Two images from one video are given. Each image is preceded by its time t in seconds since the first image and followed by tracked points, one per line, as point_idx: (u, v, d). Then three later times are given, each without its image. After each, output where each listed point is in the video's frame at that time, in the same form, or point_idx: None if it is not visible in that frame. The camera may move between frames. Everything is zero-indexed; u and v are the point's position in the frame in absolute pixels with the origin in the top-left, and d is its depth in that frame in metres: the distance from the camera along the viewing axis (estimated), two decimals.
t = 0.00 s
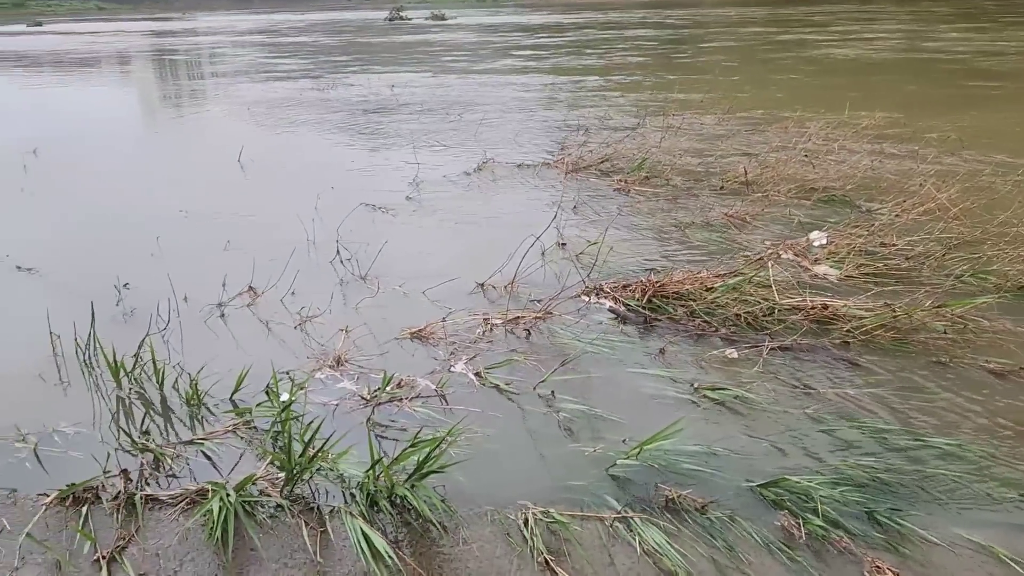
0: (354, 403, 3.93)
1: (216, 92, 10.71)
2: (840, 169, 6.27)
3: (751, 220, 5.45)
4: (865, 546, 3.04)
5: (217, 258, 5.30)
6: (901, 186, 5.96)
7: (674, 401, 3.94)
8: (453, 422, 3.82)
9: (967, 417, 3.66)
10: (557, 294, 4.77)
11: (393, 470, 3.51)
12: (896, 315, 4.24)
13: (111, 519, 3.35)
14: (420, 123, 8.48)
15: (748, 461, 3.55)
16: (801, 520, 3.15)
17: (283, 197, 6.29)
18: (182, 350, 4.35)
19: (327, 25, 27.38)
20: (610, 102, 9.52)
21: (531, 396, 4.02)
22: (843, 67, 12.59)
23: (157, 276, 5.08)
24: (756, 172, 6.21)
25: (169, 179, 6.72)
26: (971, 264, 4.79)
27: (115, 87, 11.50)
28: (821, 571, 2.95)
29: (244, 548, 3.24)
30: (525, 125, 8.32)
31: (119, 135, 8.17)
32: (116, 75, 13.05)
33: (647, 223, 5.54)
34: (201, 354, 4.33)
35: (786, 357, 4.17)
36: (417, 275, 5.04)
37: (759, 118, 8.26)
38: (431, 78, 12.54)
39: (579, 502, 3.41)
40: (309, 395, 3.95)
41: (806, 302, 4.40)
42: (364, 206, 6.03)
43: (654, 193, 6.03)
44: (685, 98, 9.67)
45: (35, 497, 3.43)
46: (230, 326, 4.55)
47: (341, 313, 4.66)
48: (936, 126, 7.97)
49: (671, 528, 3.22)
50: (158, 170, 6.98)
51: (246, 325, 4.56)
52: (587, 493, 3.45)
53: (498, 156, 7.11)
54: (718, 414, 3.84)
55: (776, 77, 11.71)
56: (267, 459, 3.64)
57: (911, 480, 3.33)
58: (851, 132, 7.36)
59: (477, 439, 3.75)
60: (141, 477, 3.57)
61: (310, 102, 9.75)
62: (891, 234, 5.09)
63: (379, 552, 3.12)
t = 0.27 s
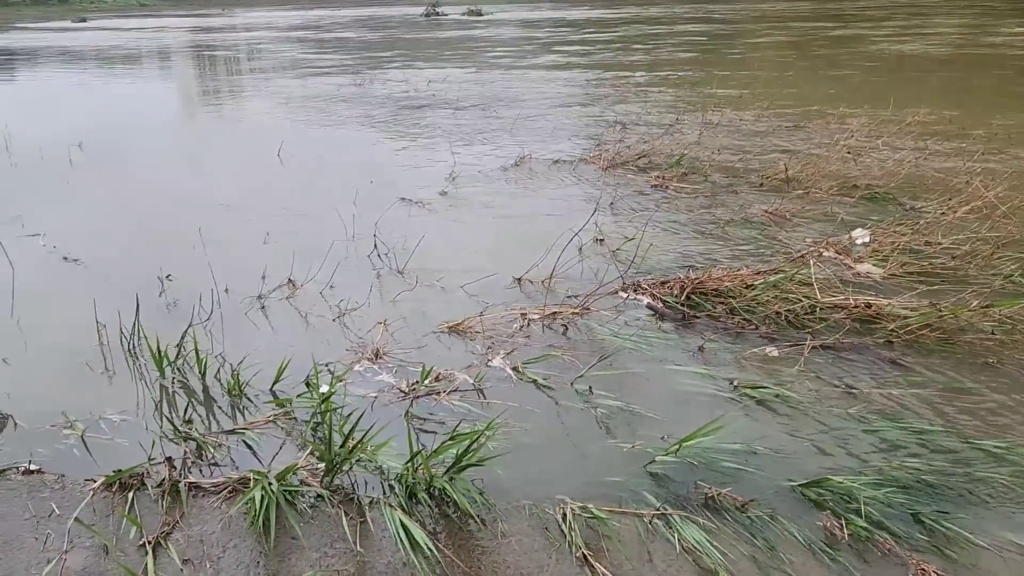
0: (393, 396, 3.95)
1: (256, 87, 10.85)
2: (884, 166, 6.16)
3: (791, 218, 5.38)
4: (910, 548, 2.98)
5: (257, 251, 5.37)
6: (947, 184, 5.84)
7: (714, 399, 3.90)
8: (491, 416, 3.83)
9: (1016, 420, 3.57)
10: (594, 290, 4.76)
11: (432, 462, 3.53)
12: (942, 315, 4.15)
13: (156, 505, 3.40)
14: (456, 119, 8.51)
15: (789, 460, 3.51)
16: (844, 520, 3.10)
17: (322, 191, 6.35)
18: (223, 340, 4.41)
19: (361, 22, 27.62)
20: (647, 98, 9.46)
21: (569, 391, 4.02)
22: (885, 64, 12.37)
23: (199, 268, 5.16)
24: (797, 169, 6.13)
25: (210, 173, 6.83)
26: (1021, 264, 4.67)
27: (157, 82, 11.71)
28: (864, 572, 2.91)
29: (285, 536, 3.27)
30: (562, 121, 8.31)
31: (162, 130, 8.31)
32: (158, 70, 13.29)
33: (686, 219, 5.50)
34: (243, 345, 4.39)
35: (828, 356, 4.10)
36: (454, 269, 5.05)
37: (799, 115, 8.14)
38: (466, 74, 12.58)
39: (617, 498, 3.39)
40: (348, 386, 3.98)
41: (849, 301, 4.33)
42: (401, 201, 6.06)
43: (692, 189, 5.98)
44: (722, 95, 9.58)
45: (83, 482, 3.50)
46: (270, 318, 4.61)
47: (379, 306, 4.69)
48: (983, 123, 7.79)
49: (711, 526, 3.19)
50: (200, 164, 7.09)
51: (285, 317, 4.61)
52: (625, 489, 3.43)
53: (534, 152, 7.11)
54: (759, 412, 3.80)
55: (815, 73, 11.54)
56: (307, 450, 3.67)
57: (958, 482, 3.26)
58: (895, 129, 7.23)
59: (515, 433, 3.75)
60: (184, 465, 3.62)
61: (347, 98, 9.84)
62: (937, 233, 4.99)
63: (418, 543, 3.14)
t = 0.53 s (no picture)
0: (434, 390, 3.97)
1: (296, 83, 10.99)
2: (931, 164, 6.04)
3: (835, 216, 5.30)
4: (960, 553, 2.92)
5: (299, 245, 5.43)
6: (997, 183, 5.70)
7: (757, 398, 3.85)
8: (532, 411, 3.83)
9: None
10: (634, 286, 4.74)
11: (473, 456, 3.53)
12: (993, 316, 4.06)
13: (203, 493, 3.45)
14: (495, 115, 8.52)
15: (834, 462, 3.45)
16: (892, 523, 3.04)
17: (362, 186, 6.41)
18: (266, 332, 4.47)
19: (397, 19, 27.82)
20: (686, 94, 9.39)
21: (610, 388, 4.00)
22: (931, 61, 12.12)
23: (242, 261, 5.23)
24: (841, 167, 6.03)
25: (253, 168, 6.93)
26: None
27: (200, 78, 11.91)
28: None
29: (328, 526, 3.29)
30: (600, 117, 8.28)
31: (206, 125, 8.46)
32: (201, 66, 13.52)
33: (727, 216, 5.45)
34: (285, 337, 4.44)
35: (874, 356, 4.03)
36: (494, 265, 5.06)
37: (843, 112, 8.02)
38: (503, 71, 12.60)
39: (660, 495, 3.36)
40: (390, 379, 4.01)
41: (896, 301, 4.25)
42: (440, 197, 6.09)
43: (733, 186, 5.92)
44: (763, 92, 9.45)
45: (132, 469, 3.56)
46: (311, 311, 4.66)
47: (419, 301, 4.72)
48: None
49: (754, 525, 3.15)
50: (243, 158, 7.20)
51: (327, 310, 4.66)
52: (667, 487, 3.40)
53: (573, 148, 7.09)
54: (803, 413, 3.74)
55: (859, 70, 11.34)
56: (350, 442, 3.70)
57: (1010, 487, 3.19)
58: (942, 127, 7.08)
59: (556, 429, 3.74)
60: (229, 454, 3.67)
61: (386, 94, 9.91)
62: (987, 232, 4.87)
63: (460, 536, 3.14)
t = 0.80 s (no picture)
0: (476, 386, 3.98)
1: (336, 81, 11.10)
2: (982, 165, 5.91)
3: (882, 217, 5.21)
4: (1015, 563, 2.86)
5: (340, 241, 5.48)
6: None
7: (803, 401, 3.79)
8: (574, 409, 3.81)
9: None
10: (677, 286, 4.71)
11: (516, 454, 3.53)
12: None
13: (250, 484, 3.48)
14: (534, 113, 8.52)
15: (884, 467, 3.39)
16: (943, 532, 2.98)
17: (402, 183, 6.45)
18: (310, 327, 4.52)
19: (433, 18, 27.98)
20: (726, 94, 9.31)
21: (652, 387, 3.97)
22: (980, 61, 11.84)
23: (285, 256, 5.30)
24: (888, 168, 5.93)
25: (294, 165, 7.01)
26: None
27: (242, 75, 12.09)
28: None
29: (373, 520, 3.30)
30: (640, 116, 8.24)
31: (248, 122, 8.57)
32: (243, 64, 13.73)
33: (770, 217, 5.39)
34: (328, 332, 4.49)
35: (924, 361, 3.96)
36: (535, 263, 5.07)
37: (889, 112, 7.88)
38: (540, 69, 12.60)
39: (704, 498, 3.32)
40: (433, 376, 4.03)
41: (947, 305, 4.17)
42: (480, 195, 6.10)
43: (777, 186, 5.86)
44: (806, 91, 9.32)
45: (180, 459, 3.61)
46: (354, 307, 4.70)
47: (460, 298, 4.73)
48: None
49: (801, 530, 3.11)
50: (285, 155, 7.29)
51: (369, 307, 4.69)
52: (711, 489, 3.36)
53: (613, 147, 7.07)
54: (851, 417, 3.68)
55: (904, 70, 11.13)
56: (393, 437, 3.72)
57: None
58: (993, 128, 6.92)
59: (599, 429, 3.73)
60: (274, 446, 3.71)
61: (425, 92, 9.97)
62: None
63: (503, 534, 3.14)
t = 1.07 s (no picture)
0: (516, 387, 3.98)
1: (374, 82, 11.21)
2: None
3: (929, 222, 5.12)
4: None
5: (380, 240, 5.52)
6: None
7: (848, 407, 3.73)
8: (615, 411, 3.80)
9: None
10: (718, 290, 4.67)
11: (557, 455, 3.52)
12: None
13: (294, 480, 3.49)
14: (571, 114, 8.52)
15: (932, 476, 3.32)
16: (995, 543, 2.92)
17: (441, 183, 6.48)
18: (350, 325, 4.56)
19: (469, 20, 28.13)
20: (766, 96, 9.22)
21: (694, 391, 3.94)
22: None
23: (326, 255, 5.35)
24: (935, 172, 5.83)
25: (334, 164, 7.08)
26: None
27: (282, 76, 12.26)
28: None
29: (416, 518, 3.28)
30: (678, 117, 8.19)
31: (289, 121, 8.68)
32: (284, 64, 13.91)
33: (813, 220, 5.32)
34: (368, 331, 4.52)
35: (973, 368, 3.88)
36: (575, 264, 5.06)
37: (935, 115, 7.73)
38: (577, 70, 12.59)
39: (748, 503, 3.27)
40: (473, 375, 4.03)
41: (998, 312, 4.08)
42: (518, 195, 6.11)
43: (820, 190, 5.79)
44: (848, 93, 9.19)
45: (225, 453, 3.64)
46: (394, 306, 4.73)
47: (499, 298, 4.74)
48: None
49: (847, 538, 3.05)
50: (325, 154, 7.38)
51: (408, 306, 4.72)
52: (755, 495, 3.31)
53: (652, 148, 7.04)
54: (897, 424, 3.62)
55: (949, 72, 10.91)
56: (434, 435, 3.72)
57: None
58: None
59: (640, 431, 3.70)
60: (317, 442, 3.72)
61: (463, 93, 10.02)
62: None
63: (544, 534, 3.12)
